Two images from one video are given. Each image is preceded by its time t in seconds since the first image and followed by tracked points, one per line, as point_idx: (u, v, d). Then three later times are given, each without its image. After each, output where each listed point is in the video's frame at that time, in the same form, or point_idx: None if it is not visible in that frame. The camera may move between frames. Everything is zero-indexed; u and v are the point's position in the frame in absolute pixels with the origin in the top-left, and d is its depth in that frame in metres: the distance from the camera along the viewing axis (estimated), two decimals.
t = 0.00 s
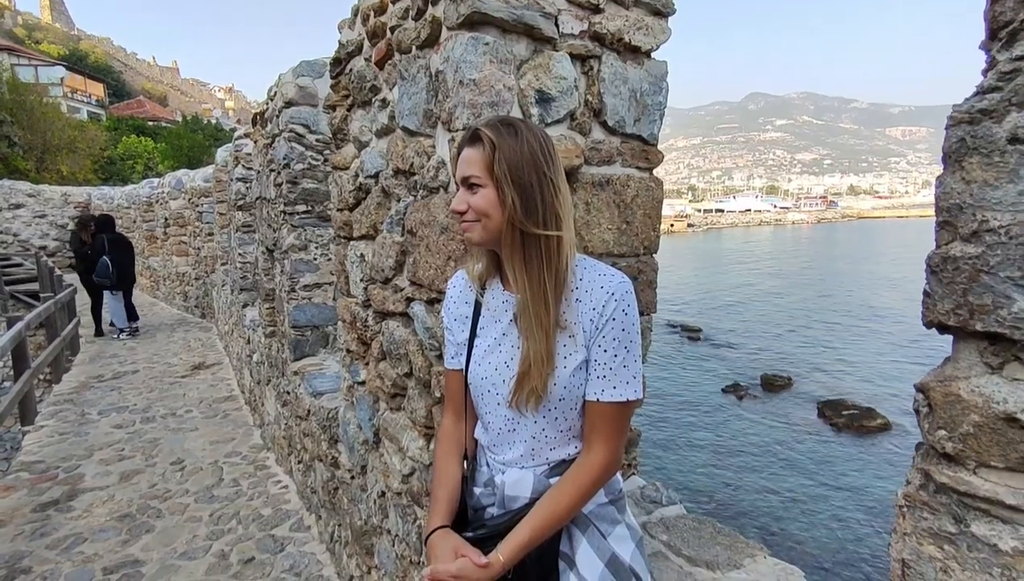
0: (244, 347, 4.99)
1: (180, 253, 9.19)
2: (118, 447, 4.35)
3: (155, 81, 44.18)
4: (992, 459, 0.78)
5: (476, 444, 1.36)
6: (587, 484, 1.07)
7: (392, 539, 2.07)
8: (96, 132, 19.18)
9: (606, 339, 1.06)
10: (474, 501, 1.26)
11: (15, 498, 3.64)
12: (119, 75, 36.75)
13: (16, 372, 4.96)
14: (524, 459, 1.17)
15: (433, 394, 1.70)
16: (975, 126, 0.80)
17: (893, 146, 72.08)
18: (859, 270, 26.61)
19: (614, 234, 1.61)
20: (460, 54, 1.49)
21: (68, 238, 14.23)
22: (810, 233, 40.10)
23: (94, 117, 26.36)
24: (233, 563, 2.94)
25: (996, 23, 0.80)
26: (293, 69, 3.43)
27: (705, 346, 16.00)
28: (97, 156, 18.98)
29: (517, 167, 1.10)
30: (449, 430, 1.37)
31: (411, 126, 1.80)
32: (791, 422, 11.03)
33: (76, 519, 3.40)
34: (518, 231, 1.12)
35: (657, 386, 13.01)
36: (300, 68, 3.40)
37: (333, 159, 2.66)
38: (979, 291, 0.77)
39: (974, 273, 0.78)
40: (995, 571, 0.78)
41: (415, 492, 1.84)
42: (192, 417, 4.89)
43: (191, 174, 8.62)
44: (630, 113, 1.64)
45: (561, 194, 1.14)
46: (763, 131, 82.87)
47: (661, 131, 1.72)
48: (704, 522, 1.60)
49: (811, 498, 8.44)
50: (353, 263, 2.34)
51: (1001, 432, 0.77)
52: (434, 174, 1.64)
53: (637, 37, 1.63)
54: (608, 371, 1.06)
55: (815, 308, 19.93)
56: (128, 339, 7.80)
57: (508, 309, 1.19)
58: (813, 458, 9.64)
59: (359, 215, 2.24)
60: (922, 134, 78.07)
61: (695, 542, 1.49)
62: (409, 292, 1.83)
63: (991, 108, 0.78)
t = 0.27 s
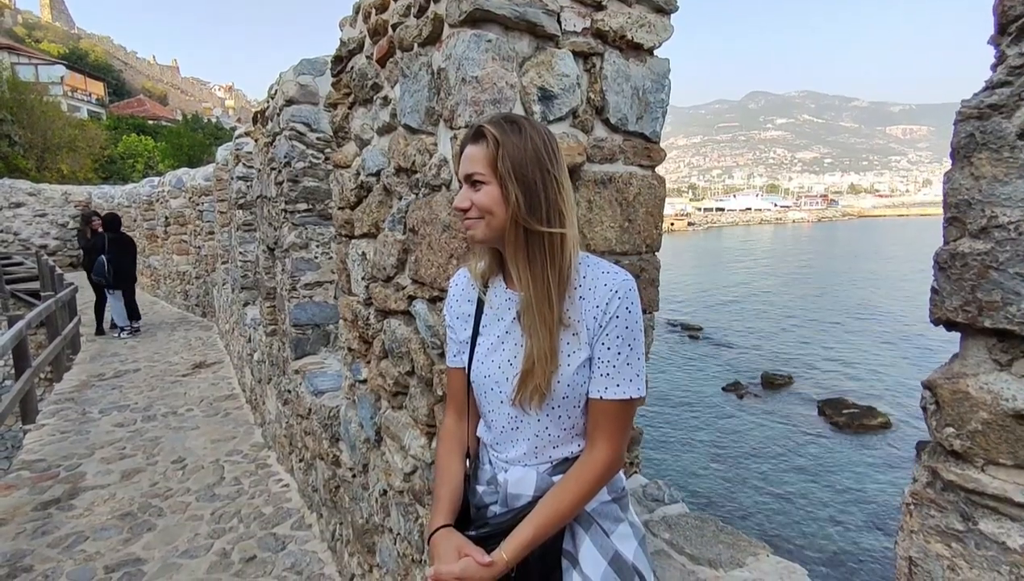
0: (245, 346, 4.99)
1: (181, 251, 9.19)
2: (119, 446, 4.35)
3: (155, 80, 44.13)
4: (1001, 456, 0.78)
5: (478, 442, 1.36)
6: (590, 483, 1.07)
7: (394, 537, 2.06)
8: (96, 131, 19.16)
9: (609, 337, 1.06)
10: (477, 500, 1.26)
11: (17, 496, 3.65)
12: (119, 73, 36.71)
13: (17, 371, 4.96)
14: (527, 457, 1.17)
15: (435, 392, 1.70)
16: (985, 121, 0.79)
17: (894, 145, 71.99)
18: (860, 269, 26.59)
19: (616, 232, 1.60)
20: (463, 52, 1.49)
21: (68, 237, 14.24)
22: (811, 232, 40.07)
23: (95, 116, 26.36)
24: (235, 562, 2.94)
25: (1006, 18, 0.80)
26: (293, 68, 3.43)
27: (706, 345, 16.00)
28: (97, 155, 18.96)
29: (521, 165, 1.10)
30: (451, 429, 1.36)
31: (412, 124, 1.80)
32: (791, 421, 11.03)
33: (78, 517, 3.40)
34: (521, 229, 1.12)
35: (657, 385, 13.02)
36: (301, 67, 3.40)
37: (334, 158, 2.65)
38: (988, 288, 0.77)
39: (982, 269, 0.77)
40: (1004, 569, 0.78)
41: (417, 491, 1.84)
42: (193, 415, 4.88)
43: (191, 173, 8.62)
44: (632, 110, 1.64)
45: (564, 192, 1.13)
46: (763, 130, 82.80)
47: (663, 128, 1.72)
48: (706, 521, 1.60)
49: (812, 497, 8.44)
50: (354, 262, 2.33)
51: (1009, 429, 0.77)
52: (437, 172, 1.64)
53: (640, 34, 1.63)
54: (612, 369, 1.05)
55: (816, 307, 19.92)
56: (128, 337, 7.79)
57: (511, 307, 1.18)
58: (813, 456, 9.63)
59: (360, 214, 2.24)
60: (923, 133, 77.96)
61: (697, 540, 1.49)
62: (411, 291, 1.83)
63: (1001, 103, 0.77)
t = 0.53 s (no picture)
0: (246, 345, 4.99)
1: (181, 250, 9.18)
2: (120, 445, 4.35)
3: (155, 79, 44.10)
4: (1001, 456, 0.78)
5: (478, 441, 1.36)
6: (590, 482, 1.07)
7: (395, 536, 2.07)
8: (97, 130, 19.15)
9: (609, 336, 1.06)
10: (477, 499, 1.26)
11: (18, 495, 3.65)
12: (119, 72, 36.66)
13: (18, 370, 4.97)
14: (527, 456, 1.17)
15: (435, 391, 1.70)
16: (985, 121, 0.79)
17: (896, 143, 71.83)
18: (860, 268, 26.59)
19: (616, 231, 1.60)
20: (462, 51, 1.49)
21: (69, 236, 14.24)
22: (812, 231, 40.00)
23: (95, 115, 26.34)
24: (236, 560, 2.95)
25: (1004, 18, 0.80)
26: (293, 67, 3.43)
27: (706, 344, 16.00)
28: (97, 155, 18.96)
29: (522, 164, 1.10)
30: (451, 427, 1.37)
31: (413, 123, 1.80)
32: (792, 420, 11.04)
33: (79, 516, 3.40)
34: (521, 228, 1.12)
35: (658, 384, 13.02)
36: (301, 66, 3.40)
37: (334, 157, 2.65)
38: (987, 288, 0.77)
39: (981, 270, 0.77)
40: (1003, 569, 0.78)
41: (417, 490, 1.84)
42: (194, 414, 4.89)
43: (191, 172, 8.62)
44: (632, 109, 1.64)
45: (563, 191, 1.14)
46: (764, 128, 82.67)
47: (663, 128, 1.72)
48: (706, 520, 1.60)
49: (813, 496, 8.44)
50: (354, 261, 2.33)
51: (1008, 429, 0.77)
52: (437, 171, 1.64)
53: (640, 34, 1.63)
54: (612, 368, 1.05)
55: (817, 306, 19.92)
56: (129, 337, 7.78)
57: (511, 306, 1.18)
58: (814, 455, 9.63)
59: (361, 213, 2.24)
60: (924, 132, 77.81)
61: (696, 539, 1.49)
62: (411, 290, 1.83)
63: (999, 103, 0.77)
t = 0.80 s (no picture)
0: (249, 343, 5.00)
1: (183, 248, 9.19)
2: (123, 442, 4.36)
3: (157, 77, 44.11)
4: (1013, 450, 0.78)
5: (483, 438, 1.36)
6: (596, 478, 1.07)
7: (399, 533, 2.07)
8: (99, 128, 19.15)
9: (613, 332, 1.06)
10: (484, 495, 1.26)
11: (22, 492, 3.66)
12: (120, 71, 36.65)
13: (22, 368, 4.97)
14: (534, 453, 1.17)
15: (440, 389, 1.70)
16: (997, 116, 0.79)
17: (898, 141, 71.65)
18: (862, 266, 26.59)
19: (621, 228, 1.60)
20: (468, 48, 1.48)
21: (71, 234, 14.26)
22: (814, 229, 39.92)
23: (96, 113, 26.36)
24: (240, 557, 2.95)
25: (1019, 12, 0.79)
26: (297, 65, 3.43)
27: (708, 342, 15.99)
28: (99, 153, 18.97)
29: (544, 159, 1.11)
30: (457, 425, 1.37)
31: (417, 121, 1.80)
32: (794, 418, 11.04)
33: (83, 513, 3.41)
34: (539, 224, 1.12)
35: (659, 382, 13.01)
36: (304, 63, 3.40)
37: (338, 155, 2.65)
38: (1000, 283, 0.77)
39: (994, 264, 0.77)
40: (1014, 563, 0.78)
41: (422, 487, 1.84)
42: (197, 412, 4.90)
43: (193, 170, 8.62)
44: (637, 107, 1.64)
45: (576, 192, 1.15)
46: (766, 126, 82.52)
47: (668, 125, 1.72)
48: (711, 516, 1.60)
49: (815, 494, 8.44)
50: (358, 259, 2.33)
51: (1021, 423, 0.77)
52: (442, 168, 1.64)
53: (645, 30, 1.62)
54: (617, 364, 1.05)
55: (818, 304, 19.91)
56: (132, 334, 7.77)
57: (517, 302, 1.18)
58: (816, 454, 9.62)
59: (365, 210, 2.24)
60: (927, 130, 77.59)
61: (702, 536, 1.49)
62: (416, 287, 1.83)
63: (1013, 98, 0.77)
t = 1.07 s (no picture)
0: (255, 339, 5.03)
1: (189, 245, 9.23)
2: (132, 437, 4.39)
3: (162, 75, 44.25)
4: (1017, 436, 0.78)
5: (488, 431, 1.37)
6: (598, 466, 1.08)
7: (406, 525, 2.09)
8: (105, 126, 19.24)
9: (612, 320, 1.07)
10: (489, 486, 1.27)
11: (32, 485, 3.70)
12: (126, 69, 36.75)
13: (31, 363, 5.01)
14: (538, 443, 1.18)
15: (447, 382, 1.71)
16: (1003, 104, 0.80)
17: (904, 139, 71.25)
18: (867, 264, 26.50)
19: (627, 222, 1.61)
20: (475, 42, 1.49)
21: (78, 231, 14.33)
22: (819, 227, 39.76)
23: (103, 111, 26.48)
24: (248, 550, 2.98)
25: None
26: (303, 61, 3.44)
27: (713, 340, 15.97)
28: (106, 151, 19.06)
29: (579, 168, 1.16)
30: (461, 419, 1.38)
31: (424, 115, 1.81)
32: (798, 416, 11.03)
33: (92, 506, 3.44)
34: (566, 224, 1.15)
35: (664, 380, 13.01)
36: (310, 60, 3.42)
37: (344, 151, 2.67)
38: (1005, 269, 0.78)
39: (999, 251, 0.78)
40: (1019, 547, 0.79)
41: (429, 479, 1.86)
42: (204, 407, 4.93)
43: (200, 167, 8.65)
44: (643, 101, 1.64)
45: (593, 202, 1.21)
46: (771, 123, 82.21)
47: (674, 119, 1.72)
48: (716, 510, 1.61)
49: (820, 492, 8.44)
50: (365, 254, 2.35)
51: None
52: (449, 162, 1.65)
53: (651, 25, 1.63)
54: (616, 353, 1.06)
55: (823, 302, 19.87)
56: (138, 330, 7.84)
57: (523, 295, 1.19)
58: (820, 452, 9.61)
59: (372, 205, 2.25)
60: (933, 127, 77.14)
61: (708, 528, 1.50)
62: (422, 281, 1.84)
63: (1021, 86, 0.78)
